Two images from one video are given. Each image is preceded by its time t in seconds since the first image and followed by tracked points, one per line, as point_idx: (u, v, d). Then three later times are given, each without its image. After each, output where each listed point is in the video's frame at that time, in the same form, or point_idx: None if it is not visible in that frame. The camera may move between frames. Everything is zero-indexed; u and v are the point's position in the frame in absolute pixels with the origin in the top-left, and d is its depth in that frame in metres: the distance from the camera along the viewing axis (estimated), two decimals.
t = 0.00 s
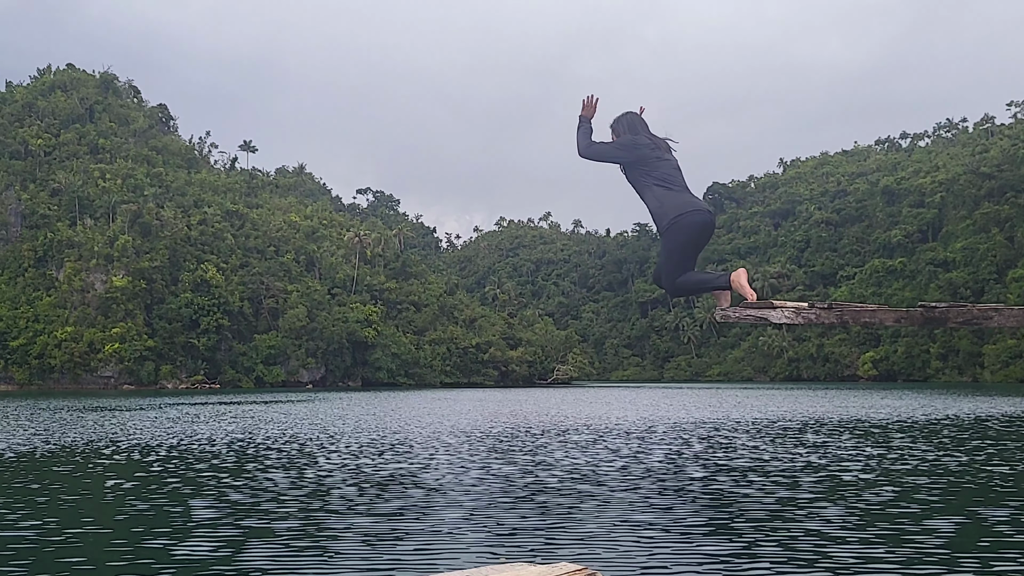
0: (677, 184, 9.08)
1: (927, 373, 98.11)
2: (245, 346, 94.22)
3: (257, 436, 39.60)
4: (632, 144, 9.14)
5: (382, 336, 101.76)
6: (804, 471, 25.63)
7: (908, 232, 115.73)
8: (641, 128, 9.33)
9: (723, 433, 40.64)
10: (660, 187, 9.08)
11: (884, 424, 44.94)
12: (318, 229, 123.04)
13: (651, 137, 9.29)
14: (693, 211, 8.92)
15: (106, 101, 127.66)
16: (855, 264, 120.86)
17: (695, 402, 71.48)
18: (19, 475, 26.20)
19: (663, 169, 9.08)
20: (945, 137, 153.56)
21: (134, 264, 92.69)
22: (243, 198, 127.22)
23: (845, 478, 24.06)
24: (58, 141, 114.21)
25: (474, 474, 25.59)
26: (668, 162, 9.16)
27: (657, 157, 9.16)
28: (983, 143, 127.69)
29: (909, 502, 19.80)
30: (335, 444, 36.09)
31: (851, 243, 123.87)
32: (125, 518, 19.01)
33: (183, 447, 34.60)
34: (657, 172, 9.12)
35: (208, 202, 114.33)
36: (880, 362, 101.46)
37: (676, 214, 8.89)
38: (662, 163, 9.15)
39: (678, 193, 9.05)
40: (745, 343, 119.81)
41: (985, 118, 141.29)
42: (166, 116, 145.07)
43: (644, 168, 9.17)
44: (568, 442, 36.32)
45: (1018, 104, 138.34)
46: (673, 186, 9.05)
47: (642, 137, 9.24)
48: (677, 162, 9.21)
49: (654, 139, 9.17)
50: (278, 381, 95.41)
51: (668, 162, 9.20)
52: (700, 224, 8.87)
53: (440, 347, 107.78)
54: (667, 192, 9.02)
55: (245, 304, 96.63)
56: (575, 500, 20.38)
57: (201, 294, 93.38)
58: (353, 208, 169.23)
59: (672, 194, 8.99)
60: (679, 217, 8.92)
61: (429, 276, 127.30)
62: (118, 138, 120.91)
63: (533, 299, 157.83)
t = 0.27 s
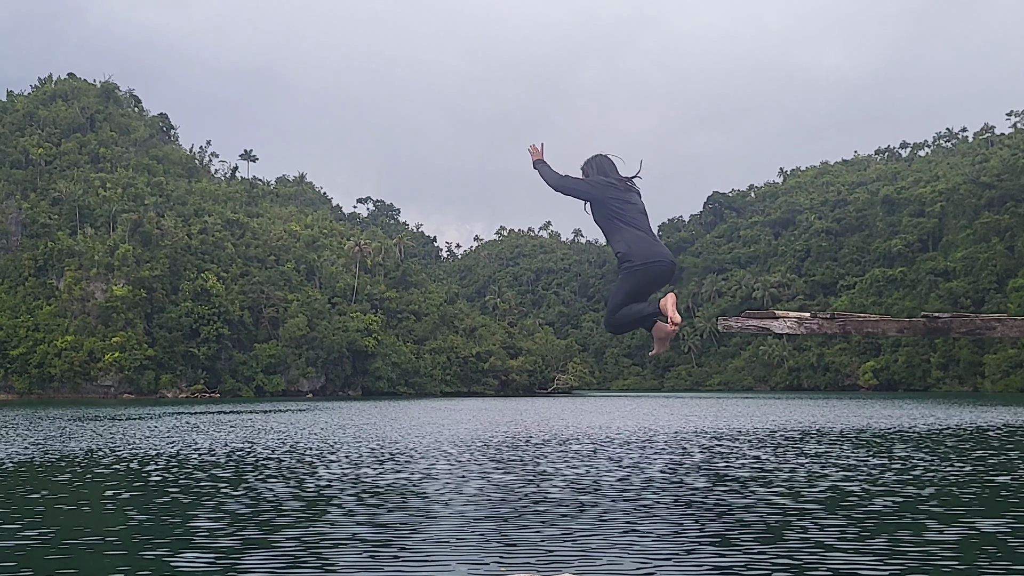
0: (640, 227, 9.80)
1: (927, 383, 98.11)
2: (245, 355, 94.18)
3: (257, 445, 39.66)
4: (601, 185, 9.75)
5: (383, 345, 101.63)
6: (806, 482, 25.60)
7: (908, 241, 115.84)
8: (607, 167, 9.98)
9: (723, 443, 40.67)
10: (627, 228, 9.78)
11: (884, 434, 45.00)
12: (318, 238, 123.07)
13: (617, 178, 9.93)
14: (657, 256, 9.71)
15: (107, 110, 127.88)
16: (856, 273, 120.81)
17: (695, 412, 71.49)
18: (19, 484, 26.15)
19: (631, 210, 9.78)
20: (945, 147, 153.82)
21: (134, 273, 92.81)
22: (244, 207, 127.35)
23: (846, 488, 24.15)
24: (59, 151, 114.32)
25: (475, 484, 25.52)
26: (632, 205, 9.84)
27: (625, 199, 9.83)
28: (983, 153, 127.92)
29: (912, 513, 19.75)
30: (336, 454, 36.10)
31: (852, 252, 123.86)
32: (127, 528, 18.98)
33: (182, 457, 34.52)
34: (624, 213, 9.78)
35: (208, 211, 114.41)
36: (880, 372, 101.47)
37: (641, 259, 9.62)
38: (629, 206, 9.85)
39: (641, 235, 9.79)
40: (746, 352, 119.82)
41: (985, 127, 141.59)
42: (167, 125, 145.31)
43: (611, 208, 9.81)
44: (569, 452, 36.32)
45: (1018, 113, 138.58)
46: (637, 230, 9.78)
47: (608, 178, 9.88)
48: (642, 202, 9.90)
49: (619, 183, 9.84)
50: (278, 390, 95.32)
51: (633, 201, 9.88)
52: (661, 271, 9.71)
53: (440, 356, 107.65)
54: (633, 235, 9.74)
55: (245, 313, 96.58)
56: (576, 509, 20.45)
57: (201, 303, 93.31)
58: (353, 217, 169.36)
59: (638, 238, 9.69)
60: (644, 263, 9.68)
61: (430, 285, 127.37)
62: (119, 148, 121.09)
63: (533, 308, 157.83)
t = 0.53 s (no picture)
0: (612, 278, 9.58)
1: (927, 389, 98.00)
2: (245, 361, 94.25)
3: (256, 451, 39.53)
4: (577, 230, 9.58)
5: (383, 350, 101.57)
6: (807, 488, 25.51)
7: (908, 246, 115.86)
8: (586, 214, 9.85)
9: (724, 448, 40.55)
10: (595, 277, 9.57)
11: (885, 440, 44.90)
12: (319, 244, 123.15)
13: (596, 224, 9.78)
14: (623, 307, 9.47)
15: (108, 116, 128.09)
16: (856, 279, 120.80)
17: (696, 417, 71.42)
18: (18, 490, 26.03)
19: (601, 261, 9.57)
20: (945, 153, 153.99)
21: (135, 279, 92.89)
22: (244, 213, 127.39)
23: (848, 494, 24.07)
24: (60, 156, 114.42)
25: (475, 491, 25.40)
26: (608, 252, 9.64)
27: (601, 245, 9.62)
28: (983, 159, 128.03)
29: (915, 519, 19.64)
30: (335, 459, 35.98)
31: (852, 258, 123.91)
32: (126, 535, 18.85)
33: (182, 463, 34.40)
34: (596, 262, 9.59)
35: (208, 217, 114.45)
36: (881, 377, 101.37)
37: (608, 311, 9.42)
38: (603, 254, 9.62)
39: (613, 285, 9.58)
40: (746, 358, 119.76)
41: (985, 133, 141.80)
42: (168, 130, 145.52)
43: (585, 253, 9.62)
44: (569, 458, 36.23)
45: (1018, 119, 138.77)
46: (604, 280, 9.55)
47: (586, 223, 9.72)
48: (617, 254, 9.69)
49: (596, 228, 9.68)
50: (279, 396, 95.24)
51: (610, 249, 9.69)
52: (624, 325, 9.50)
53: (440, 361, 107.70)
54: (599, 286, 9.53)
55: (245, 318, 96.59)
56: (577, 516, 20.34)
57: (201, 309, 93.30)
58: (353, 223, 169.44)
59: (608, 289, 9.47)
60: (610, 316, 9.46)
61: (430, 290, 127.46)
62: (119, 153, 121.26)
63: (533, 313, 157.84)
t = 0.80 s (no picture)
0: (567, 403, 10.18)
1: (928, 401, 97.91)
2: (245, 372, 94.22)
3: (254, 463, 39.50)
4: (545, 349, 10.17)
5: (383, 362, 101.45)
6: (807, 500, 25.57)
7: (908, 258, 115.95)
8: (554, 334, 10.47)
9: (723, 460, 40.54)
10: (558, 402, 10.19)
11: (886, 452, 44.90)
12: (319, 255, 123.27)
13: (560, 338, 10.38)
14: (579, 437, 10.07)
15: (110, 128, 128.38)
16: (857, 290, 120.72)
17: (696, 429, 71.42)
18: (16, 502, 26.05)
19: (570, 388, 10.21)
20: (945, 165, 154.22)
21: (136, 290, 92.88)
22: (245, 224, 127.35)
23: (846, 506, 24.09)
24: (61, 168, 114.58)
25: (476, 502, 25.45)
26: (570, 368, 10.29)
27: (562, 369, 10.26)
28: (983, 171, 128.24)
29: (914, 531, 19.70)
30: (333, 471, 35.96)
31: (852, 270, 123.88)
32: (127, 546, 18.93)
33: (182, 474, 34.43)
34: (562, 387, 10.24)
35: (209, 228, 114.49)
36: (882, 389, 101.35)
37: (568, 439, 9.92)
38: (568, 380, 10.27)
39: (567, 405, 10.19)
40: (746, 370, 119.71)
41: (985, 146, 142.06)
42: (169, 142, 145.78)
43: (547, 365, 10.27)
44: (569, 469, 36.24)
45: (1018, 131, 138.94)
46: (564, 408, 10.14)
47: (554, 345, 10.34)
48: (577, 381, 10.34)
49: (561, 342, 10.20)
50: (279, 408, 95.11)
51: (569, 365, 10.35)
52: (578, 452, 10.06)
53: (441, 373, 107.65)
54: (561, 413, 10.08)
55: (245, 329, 96.61)
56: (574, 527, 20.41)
57: (201, 320, 93.40)
58: (354, 234, 169.60)
59: (564, 412, 10.05)
60: (564, 442, 9.98)
61: (431, 302, 127.60)
62: (121, 165, 121.48)
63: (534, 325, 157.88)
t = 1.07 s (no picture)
0: (537, 520, 9.32)
1: (930, 405, 97.82)
2: (245, 376, 94.20)
3: (254, 467, 39.49)
4: (517, 466, 9.26)
5: (383, 367, 101.40)
6: (811, 505, 25.49)
7: (909, 263, 115.99)
8: (530, 441, 9.58)
9: (724, 464, 40.55)
10: (526, 521, 9.32)
11: (886, 457, 44.95)
12: (320, 260, 123.34)
13: (533, 460, 9.43)
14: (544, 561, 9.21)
15: (111, 133, 128.57)
16: (857, 295, 120.71)
17: (697, 433, 71.42)
18: (16, 507, 26.03)
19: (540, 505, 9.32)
20: (946, 169, 154.28)
21: (137, 295, 93.08)
22: (245, 229, 127.46)
23: (848, 511, 24.11)
24: (62, 172, 114.65)
25: (477, 507, 25.37)
26: (540, 497, 9.36)
27: (535, 484, 9.37)
28: (983, 175, 128.33)
29: (919, 536, 19.64)
30: (333, 476, 35.97)
31: (853, 274, 123.90)
32: (126, 551, 18.89)
33: (182, 478, 34.37)
34: (532, 503, 9.35)
35: (210, 233, 114.62)
36: (883, 394, 100.93)
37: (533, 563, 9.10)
38: (539, 498, 9.37)
39: (536, 525, 9.32)
40: (747, 375, 119.64)
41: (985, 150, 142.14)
42: (170, 147, 145.89)
43: (518, 486, 9.40)
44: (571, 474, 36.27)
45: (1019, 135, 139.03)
46: (533, 529, 9.30)
47: (529, 456, 9.46)
48: (549, 497, 9.45)
49: (532, 471, 9.26)
50: (279, 412, 95.08)
51: (543, 490, 9.45)
52: None
53: (441, 378, 107.58)
54: (528, 534, 9.25)
55: (245, 334, 96.63)
56: (575, 532, 20.43)
57: (202, 325, 93.49)
58: (354, 239, 169.65)
59: (531, 537, 9.19)
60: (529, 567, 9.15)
61: (431, 307, 127.70)
62: (121, 169, 121.60)
63: (534, 329, 157.86)
